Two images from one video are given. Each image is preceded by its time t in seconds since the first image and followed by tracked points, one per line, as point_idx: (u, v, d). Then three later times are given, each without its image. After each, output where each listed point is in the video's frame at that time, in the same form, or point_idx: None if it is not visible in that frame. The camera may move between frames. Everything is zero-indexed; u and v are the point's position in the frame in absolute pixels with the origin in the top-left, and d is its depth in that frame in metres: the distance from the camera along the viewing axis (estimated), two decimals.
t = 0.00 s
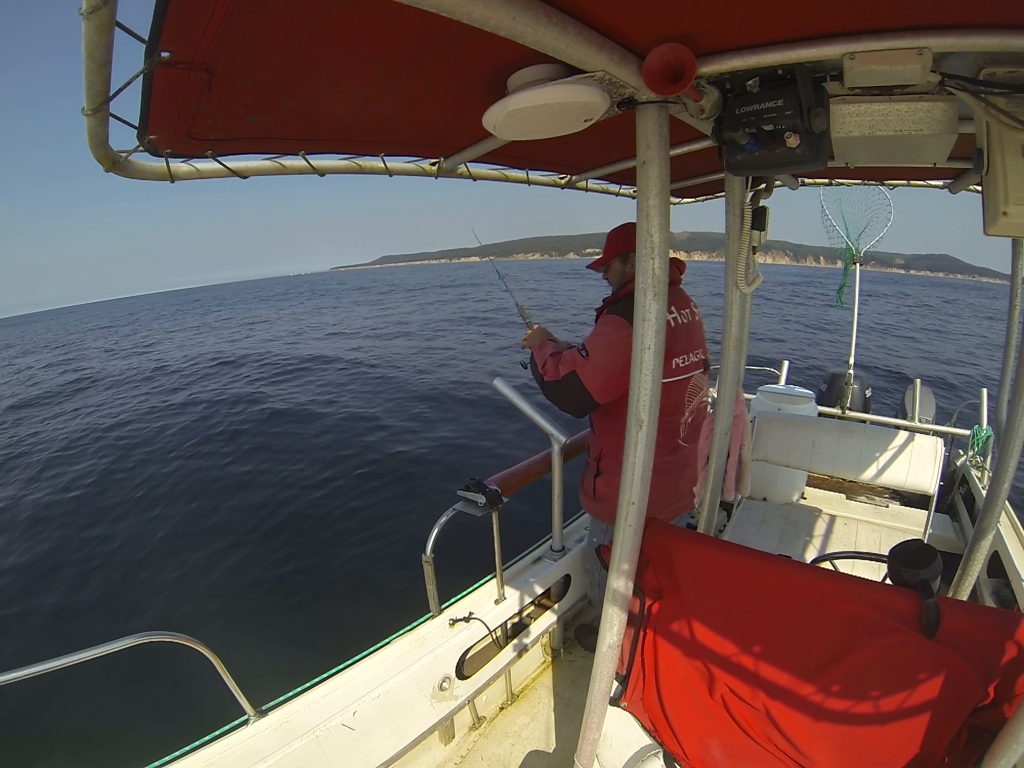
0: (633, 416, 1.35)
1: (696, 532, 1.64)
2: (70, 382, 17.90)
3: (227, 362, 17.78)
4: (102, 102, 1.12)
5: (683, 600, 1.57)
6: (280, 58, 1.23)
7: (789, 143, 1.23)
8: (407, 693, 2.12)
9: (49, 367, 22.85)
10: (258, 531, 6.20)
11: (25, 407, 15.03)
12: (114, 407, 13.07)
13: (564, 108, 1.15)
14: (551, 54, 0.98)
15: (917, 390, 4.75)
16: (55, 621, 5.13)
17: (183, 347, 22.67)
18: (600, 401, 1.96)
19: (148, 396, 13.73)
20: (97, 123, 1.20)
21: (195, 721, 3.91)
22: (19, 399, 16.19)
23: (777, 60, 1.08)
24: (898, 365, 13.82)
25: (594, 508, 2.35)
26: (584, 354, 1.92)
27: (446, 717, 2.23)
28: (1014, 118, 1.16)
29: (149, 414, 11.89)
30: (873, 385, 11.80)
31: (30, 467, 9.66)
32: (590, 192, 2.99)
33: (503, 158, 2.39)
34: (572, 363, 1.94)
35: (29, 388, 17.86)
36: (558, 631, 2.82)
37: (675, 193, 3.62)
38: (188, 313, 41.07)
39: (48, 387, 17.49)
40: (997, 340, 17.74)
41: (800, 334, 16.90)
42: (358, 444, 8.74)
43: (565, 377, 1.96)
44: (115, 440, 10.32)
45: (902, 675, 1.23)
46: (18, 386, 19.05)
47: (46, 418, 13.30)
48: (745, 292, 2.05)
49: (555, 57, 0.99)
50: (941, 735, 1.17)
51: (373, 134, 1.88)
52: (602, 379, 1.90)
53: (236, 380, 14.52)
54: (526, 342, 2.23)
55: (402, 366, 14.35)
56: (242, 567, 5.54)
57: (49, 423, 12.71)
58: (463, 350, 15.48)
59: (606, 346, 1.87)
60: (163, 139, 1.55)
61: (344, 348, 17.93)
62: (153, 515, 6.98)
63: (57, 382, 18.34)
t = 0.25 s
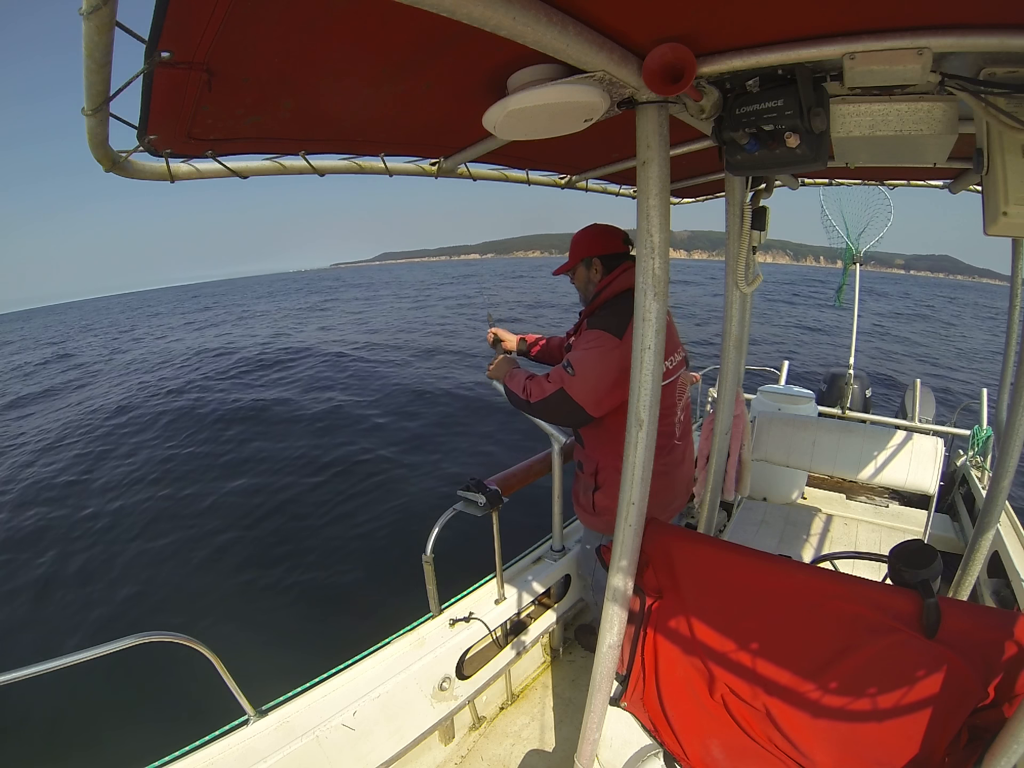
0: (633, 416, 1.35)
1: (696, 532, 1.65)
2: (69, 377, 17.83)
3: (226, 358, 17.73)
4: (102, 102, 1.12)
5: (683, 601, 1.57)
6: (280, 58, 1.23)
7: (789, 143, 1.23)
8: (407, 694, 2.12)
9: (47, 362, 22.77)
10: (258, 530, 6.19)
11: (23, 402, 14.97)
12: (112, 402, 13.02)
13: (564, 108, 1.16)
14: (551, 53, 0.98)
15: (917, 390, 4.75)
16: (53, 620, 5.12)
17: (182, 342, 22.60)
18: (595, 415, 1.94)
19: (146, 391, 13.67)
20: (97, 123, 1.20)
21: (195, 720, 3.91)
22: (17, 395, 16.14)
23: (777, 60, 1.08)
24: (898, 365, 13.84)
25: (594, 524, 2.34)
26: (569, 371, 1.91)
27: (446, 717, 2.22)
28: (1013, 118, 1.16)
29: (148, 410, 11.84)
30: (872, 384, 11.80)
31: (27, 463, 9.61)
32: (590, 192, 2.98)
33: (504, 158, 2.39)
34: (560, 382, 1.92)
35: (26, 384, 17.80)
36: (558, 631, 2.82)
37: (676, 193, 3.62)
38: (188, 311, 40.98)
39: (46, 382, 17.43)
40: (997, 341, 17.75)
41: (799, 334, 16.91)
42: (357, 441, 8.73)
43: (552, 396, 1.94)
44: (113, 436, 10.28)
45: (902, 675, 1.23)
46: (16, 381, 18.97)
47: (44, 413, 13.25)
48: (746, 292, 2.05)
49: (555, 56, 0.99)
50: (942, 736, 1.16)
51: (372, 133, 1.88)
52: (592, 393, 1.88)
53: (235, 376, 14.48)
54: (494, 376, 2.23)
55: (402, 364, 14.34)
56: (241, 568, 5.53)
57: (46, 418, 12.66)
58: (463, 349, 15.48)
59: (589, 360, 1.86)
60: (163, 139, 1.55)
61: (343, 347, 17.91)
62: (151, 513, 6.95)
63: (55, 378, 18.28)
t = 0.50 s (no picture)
0: (633, 416, 1.35)
1: (696, 532, 1.65)
2: (70, 379, 17.86)
3: (226, 358, 17.73)
4: (102, 102, 1.12)
5: (683, 601, 1.57)
6: (280, 58, 1.23)
7: (789, 143, 1.23)
8: (407, 694, 2.12)
9: (48, 364, 22.79)
10: (259, 531, 6.19)
11: (24, 405, 14.99)
12: (113, 404, 13.04)
13: (564, 108, 1.16)
14: (551, 53, 0.98)
15: (917, 390, 4.76)
16: (54, 621, 5.12)
17: (182, 343, 22.61)
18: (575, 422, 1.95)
19: (147, 393, 13.69)
20: (97, 123, 1.20)
21: (195, 720, 3.91)
22: (18, 397, 16.16)
23: (778, 60, 1.08)
24: (898, 364, 13.84)
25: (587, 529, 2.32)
26: (542, 384, 1.92)
27: (446, 717, 2.22)
28: (1013, 118, 1.16)
29: (148, 411, 11.85)
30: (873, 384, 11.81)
31: (29, 465, 9.63)
32: (590, 192, 2.98)
33: (504, 158, 2.39)
34: (535, 396, 1.92)
35: (28, 386, 17.82)
36: (558, 631, 2.82)
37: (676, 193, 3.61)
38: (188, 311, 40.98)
39: (48, 385, 17.45)
40: (997, 341, 17.74)
41: (800, 333, 16.91)
42: (357, 441, 8.72)
43: (530, 411, 1.94)
44: (115, 438, 10.30)
45: (902, 675, 1.23)
46: (17, 383, 18.99)
47: (46, 415, 13.28)
48: (746, 292, 2.05)
49: (555, 56, 0.99)
50: (941, 735, 1.16)
51: (373, 133, 1.88)
52: (567, 402, 1.89)
53: (235, 377, 14.48)
54: (484, 392, 2.26)
55: (402, 364, 14.33)
56: (242, 568, 5.53)
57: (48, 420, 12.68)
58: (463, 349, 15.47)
59: (558, 371, 1.87)
60: (163, 139, 1.55)
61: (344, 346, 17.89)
62: (151, 513, 6.94)
63: (57, 380, 18.31)
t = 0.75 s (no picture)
0: (633, 416, 1.35)
1: (696, 532, 1.65)
2: (75, 388, 17.98)
3: (229, 364, 17.80)
4: (102, 102, 1.12)
5: (683, 602, 1.57)
6: (280, 57, 1.23)
7: (789, 143, 1.23)
8: (407, 694, 2.12)
9: (53, 372, 22.91)
10: (260, 535, 6.21)
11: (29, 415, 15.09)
12: (118, 412, 13.12)
13: (564, 108, 1.16)
14: (551, 54, 0.98)
15: (917, 390, 4.76)
16: (59, 629, 5.16)
17: (185, 349, 22.70)
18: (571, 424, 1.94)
19: (152, 401, 13.77)
20: (97, 123, 1.20)
21: (195, 720, 3.91)
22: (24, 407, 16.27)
23: (777, 61, 1.08)
24: (899, 364, 13.83)
25: (582, 528, 2.33)
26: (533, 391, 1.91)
27: (445, 717, 2.22)
28: (1013, 118, 1.16)
29: (153, 420, 11.92)
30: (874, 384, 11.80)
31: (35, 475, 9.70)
32: (590, 192, 2.98)
33: (504, 158, 2.39)
34: (527, 405, 1.92)
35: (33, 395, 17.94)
36: (558, 631, 2.82)
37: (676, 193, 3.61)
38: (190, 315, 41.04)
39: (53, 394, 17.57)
40: (999, 339, 17.70)
41: (800, 333, 16.91)
42: (359, 444, 8.74)
43: (525, 420, 1.93)
44: (119, 446, 10.36)
45: (902, 674, 1.23)
46: (23, 393, 19.11)
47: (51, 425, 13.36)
48: (746, 292, 2.05)
49: (555, 57, 0.99)
50: (941, 736, 1.16)
51: (373, 133, 1.88)
52: (559, 405, 1.89)
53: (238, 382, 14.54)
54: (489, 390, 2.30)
55: (403, 366, 14.34)
56: (244, 572, 5.55)
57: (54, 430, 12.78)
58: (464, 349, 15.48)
59: (547, 376, 1.87)
60: (163, 139, 1.54)
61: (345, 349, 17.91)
62: (155, 521, 6.98)
63: (62, 389, 18.43)
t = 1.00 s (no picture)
0: (633, 416, 1.35)
1: (696, 532, 1.64)
2: (80, 397, 18.10)
3: (232, 370, 17.87)
4: (102, 102, 1.12)
5: (683, 602, 1.57)
6: (280, 57, 1.23)
7: (789, 143, 1.23)
8: (407, 694, 2.12)
9: (58, 381, 23.04)
10: (262, 540, 6.22)
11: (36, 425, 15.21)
12: (123, 422, 13.21)
13: (564, 108, 1.16)
14: (551, 54, 0.98)
15: (917, 389, 4.76)
16: (66, 639, 5.21)
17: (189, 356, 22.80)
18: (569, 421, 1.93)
19: (157, 409, 13.86)
20: (97, 123, 1.20)
21: (196, 718, 3.91)
22: (30, 418, 16.39)
23: (777, 60, 1.08)
24: (900, 364, 13.83)
25: (580, 528, 2.32)
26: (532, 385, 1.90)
27: (445, 717, 2.22)
28: (1014, 118, 1.16)
29: (158, 429, 12.00)
30: (875, 384, 11.80)
31: (42, 486, 9.78)
32: (590, 192, 2.98)
33: (504, 158, 2.39)
34: (525, 398, 1.92)
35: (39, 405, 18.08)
36: (558, 631, 2.82)
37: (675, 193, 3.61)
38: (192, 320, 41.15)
39: (58, 404, 17.69)
40: (1000, 338, 17.70)
41: (801, 333, 16.90)
42: (360, 447, 8.76)
43: (522, 413, 1.93)
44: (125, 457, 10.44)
45: (902, 675, 1.23)
46: (28, 402, 19.23)
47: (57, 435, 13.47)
48: (746, 292, 2.05)
49: (555, 57, 0.99)
50: (941, 737, 1.16)
51: (373, 134, 1.88)
52: (558, 400, 1.89)
53: (241, 388, 14.61)
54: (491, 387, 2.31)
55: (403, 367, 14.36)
56: (246, 577, 5.57)
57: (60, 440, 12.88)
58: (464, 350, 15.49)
59: (548, 370, 1.87)
60: (163, 138, 1.54)
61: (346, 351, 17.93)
62: (162, 530, 7.05)
63: (67, 398, 18.56)
